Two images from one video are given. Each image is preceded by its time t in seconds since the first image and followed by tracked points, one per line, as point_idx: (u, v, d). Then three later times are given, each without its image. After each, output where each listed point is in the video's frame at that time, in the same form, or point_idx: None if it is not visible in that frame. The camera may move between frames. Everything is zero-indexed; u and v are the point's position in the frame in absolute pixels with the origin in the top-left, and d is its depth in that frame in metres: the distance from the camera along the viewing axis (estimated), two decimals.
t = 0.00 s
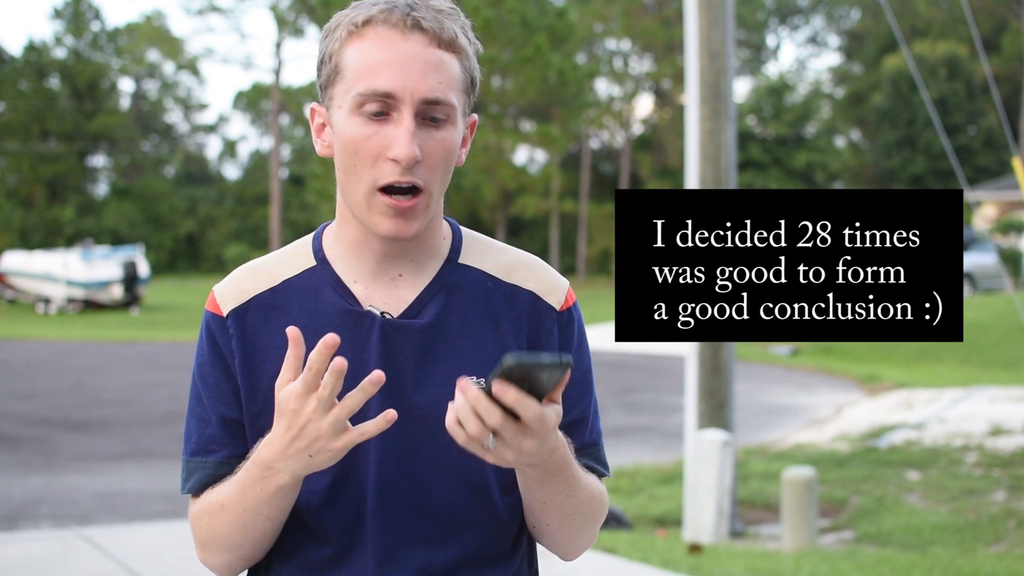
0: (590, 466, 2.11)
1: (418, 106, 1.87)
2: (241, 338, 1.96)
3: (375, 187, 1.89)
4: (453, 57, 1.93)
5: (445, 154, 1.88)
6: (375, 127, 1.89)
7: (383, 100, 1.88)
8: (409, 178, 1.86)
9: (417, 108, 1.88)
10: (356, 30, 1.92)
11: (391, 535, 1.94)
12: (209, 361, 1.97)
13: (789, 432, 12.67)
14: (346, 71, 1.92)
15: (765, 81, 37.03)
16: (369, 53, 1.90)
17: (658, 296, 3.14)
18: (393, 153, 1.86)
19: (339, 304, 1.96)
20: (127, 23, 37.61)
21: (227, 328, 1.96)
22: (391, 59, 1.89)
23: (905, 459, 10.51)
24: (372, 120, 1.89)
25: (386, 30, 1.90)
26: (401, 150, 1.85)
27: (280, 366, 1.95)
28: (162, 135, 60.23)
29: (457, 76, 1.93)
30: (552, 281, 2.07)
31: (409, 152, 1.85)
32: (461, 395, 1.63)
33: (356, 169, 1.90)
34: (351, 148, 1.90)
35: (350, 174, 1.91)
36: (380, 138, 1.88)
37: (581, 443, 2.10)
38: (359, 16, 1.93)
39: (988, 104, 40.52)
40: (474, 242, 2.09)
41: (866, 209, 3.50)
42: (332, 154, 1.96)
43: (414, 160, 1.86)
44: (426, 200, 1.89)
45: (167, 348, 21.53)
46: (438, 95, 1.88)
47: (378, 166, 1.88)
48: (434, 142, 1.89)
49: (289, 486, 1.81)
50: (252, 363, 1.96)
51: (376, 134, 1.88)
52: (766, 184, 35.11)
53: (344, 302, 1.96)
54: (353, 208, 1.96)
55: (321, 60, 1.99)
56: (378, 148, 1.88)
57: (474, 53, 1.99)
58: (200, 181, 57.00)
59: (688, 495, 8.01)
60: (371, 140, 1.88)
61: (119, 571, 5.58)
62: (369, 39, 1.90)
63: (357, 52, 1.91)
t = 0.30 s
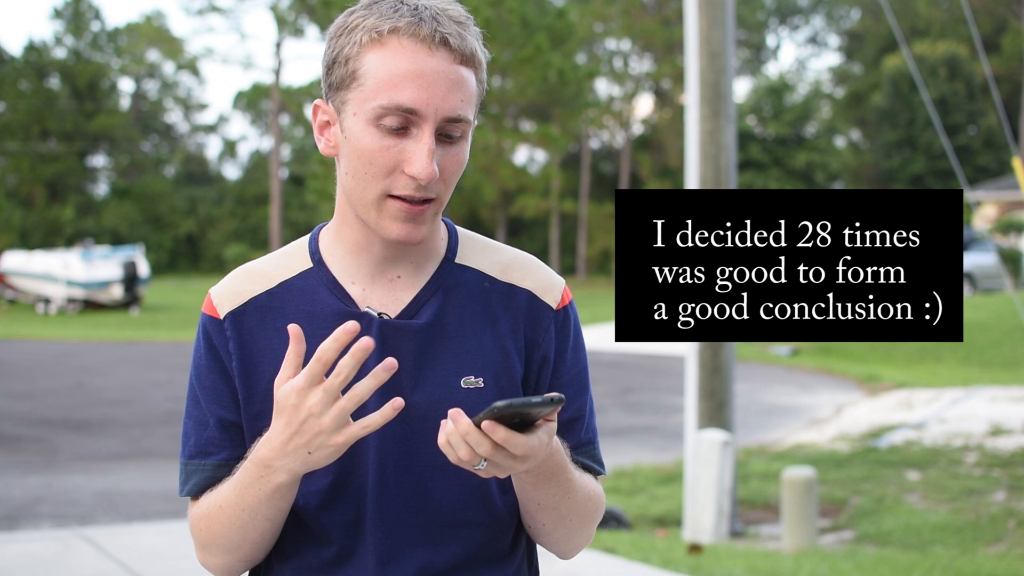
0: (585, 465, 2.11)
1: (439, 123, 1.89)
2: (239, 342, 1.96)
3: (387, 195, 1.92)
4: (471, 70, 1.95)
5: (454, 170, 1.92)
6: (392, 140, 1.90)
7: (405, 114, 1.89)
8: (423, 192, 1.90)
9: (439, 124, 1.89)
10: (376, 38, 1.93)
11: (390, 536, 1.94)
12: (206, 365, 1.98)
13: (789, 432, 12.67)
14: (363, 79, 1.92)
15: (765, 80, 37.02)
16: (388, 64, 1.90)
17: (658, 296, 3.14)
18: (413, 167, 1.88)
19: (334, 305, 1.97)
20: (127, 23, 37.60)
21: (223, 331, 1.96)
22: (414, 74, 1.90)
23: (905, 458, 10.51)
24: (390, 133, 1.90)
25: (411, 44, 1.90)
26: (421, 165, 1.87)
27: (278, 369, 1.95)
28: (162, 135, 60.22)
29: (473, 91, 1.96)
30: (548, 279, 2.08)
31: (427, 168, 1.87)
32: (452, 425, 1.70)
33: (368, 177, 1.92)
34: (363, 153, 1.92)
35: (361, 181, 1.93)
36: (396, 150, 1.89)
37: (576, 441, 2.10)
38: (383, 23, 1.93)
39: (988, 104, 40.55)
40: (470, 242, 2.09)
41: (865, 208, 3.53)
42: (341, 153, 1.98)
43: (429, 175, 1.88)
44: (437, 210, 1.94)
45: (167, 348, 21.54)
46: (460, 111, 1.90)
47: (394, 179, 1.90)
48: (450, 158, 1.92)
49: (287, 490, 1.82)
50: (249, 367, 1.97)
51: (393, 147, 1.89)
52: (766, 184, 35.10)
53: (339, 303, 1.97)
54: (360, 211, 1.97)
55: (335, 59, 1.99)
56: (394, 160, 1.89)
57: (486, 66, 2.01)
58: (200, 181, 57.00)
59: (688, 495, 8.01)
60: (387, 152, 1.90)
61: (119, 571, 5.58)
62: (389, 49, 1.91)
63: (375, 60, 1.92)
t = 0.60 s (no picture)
0: (583, 464, 2.11)
1: (441, 130, 1.89)
2: (236, 341, 1.96)
3: (388, 202, 1.92)
4: (474, 75, 1.95)
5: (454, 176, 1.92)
6: (394, 147, 1.90)
7: (406, 121, 1.89)
8: (424, 199, 1.90)
9: (441, 130, 1.89)
10: (379, 42, 1.92)
11: (387, 538, 1.94)
12: (204, 367, 1.98)
13: (790, 432, 12.67)
14: (366, 84, 1.92)
15: (766, 81, 37.01)
16: (391, 69, 1.90)
17: (658, 296, 3.14)
18: (414, 174, 1.88)
19: (332, 305, 1.97)
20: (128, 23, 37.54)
21: (222, 332, 1.96)
22: (417, 79, 1.89)
23: (904, 459, 10.50)
24: (393, 139, 1.90)
25: (413, 49, 1.90)
26: (422, 172, 1.87)
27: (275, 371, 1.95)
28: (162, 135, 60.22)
29: (475, 96, 1.95)
30: (545, 278, 2.08)
31: (430, 174, 1.87)
32: (446, 413, 1.71)
33: (368, 182, 1.92)
34: (361, 159, 1.92)
35: (361, 187, 1.93)
36: (399, 156, 1.89)
37: (573, 440, 2.10)
38: (385, 28, 1.93)
39: (988, 104, 40.56)
40: (468, 242, 2.09)
41: (863, 208, 3.52)
42: (340, 156, 1.98)
43: (431, 182, 1.89)
44: (436, 213, 1.93)
45: (167, 348, 21.54)
46: (462, 116, 1.90)
47: (394, 183, 1.90)
48: (450, 163, 1.93)
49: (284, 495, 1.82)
50: (247, 368, 1.97)
51: (395, 152, 1.90)
52: (766, 184, 35.12)
53: (337, 304, 1.97)
54: (357, 215, 1.98)
55: (335, 62, 1.99)
56: (397, 165, 1.90)
57: (486, 69, 2.00)
58: (200, 181, 56.96)
59: (688, 494, 8.02)
60: (390, 157, 1.90)
61: (120, 571, 5.58)
62: (391, 52, 1.91)
63: (378, 64, 1.91)
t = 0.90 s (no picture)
0: (582, 464, 2.11)
1: (415, 126, 1.89)
2: (234, 346, 1.97)
3: (369, 198, 1.92)
4: (450, 68, 1.94)
5: (439, 171, 1.92)
6: (372, 146, 1.90)
7: (379, 117, 1.90)
8: (405, 195, 1.90)
9: (415, 127, 1.89)
10: (351, 43, 1.93)
11: (385, 538, 1.95)
12: (203, 369, 1.99)
13: (790, 432, 12.67)
14: (342, 85, 1.94)
15: (766, 80, 37.02)
16: (363, 69, 1.91)
17: (658, 296, 3.14)
18: (391, 171, 1.88)
19: (328, 308, 1.97)
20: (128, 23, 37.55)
21: (219, 334, 1.98)
22: (388, 76, 1.90)
23: (904, 458, 10.50)
24: (370, 140, 1.90)
25: (383, 46, 1.91)
26: (398, 168, 1.88)
27: (274, 374, 1.95)
28: (162, 135, 60.20)
29: (453, 90, 1.94)
30: (544, 278, 2.08)
31: (406, 172, 1.88)
32: (445, 457, 1.71)
33: (350, 184, 1.92)
34: (342, 162, 1.93)
35: (342, 187, 1.94)
36: (374, 155, 1.90)
37: (573, 440, 2.10)
38: (356, 27, 1.93)
39: (988, 104, 40.59)
40: (465, 243, 2.09)
41: (864, 208, 3.53)
42: (326, 162, 1.99)
43: (411, 181, 1.89)
44: (421, 210, 1.93)
45: (167, 349, 21.53)
46: (438, 114, 1.90)
47: (372, 182, 1.91)
48: (430, 158, 1.92)
49: (287, 514, 1.85)
50: (245, 369, 1.97)
51: (373, 151, 1.90)
52: (766, 184, 35.15)
53: (333, 307, 1.97)
54: (345, 218, 1.98)
55: (315, 64, 2.00)
56: (374, 167, 1.90)
57: (466, 60, 1.99)
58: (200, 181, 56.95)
59: (688, 494, 8.01)
60: (367, 157, 1.91)
61: (120, 571, 5.58)
62: (363, 53, 1.91)
63: (351, 65, 1.92)
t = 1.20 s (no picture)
0: (583, 461, 2.11)
1: (388, 108, 1.93)
2: (232, 349, 1.98)
3: (355, 189, 1.93)
4: (421, 54, 1.97)
5: (420, 152, 1.93)
6: (348, 134, 1.94)
7: (351, 104, 1.94)
8: (384, 184, 1.92)
9: (388, 109, 1.94)
10: (319, 40, 1.97)
11: (384, 535, 1.95)
12: (202, 372, 2.01)
13: (789, 432, 12.68)
14: (315, 79, 1.98)
15: (766, 81, 37.03)
16: (331, 60, 1.96)
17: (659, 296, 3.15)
18: (367, 156, 1.91)
19: (327, 308, 1.97)
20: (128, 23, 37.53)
21: (218, 338, 1.99)
22: (355, 62, 1.95)
23: (904, 459, 10.51)
24: (344, 129, 1.95)
25: (348, 36, 1.96)
26: (374, 152, 1.91)
27: (275, 374, 1.96)
28: (162, 135, 60.21)
29: (426, 73, 1.98)
30: (544, 275, 2.08)
31: (382, 153, 1.90)
32: (447, 444, 1.71)
33: (333, 173, 1.95)
34: (324, 154, 1.95)
35: (325, 178, 1.96)
36: (352, 144, 1.93)
37: (574, 436, 2.11)
38: (322, 23, 1.97)
39: (988, 104, 40.64)
40: (464, 240, 2.09)
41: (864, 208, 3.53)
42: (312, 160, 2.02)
43: (391, 161, 1.91)
44: (405, 199, 1.94)
45: (167, 348, 21.54)
46: (410, 94, 1.94)
47: (354, 172, 1.93)
48: (406, 143, 1.93)
49: (276, 485, 1.81)
50: (243, 371, 1.98)
51: (348, 140, 1.94)
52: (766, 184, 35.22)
53: (332, 307, 1.97)
54: (331, 212, 2.00)
55: (293, 65, 2.04)
56: (353, 154, 1.93)
57: (440, 45, 2.02)
58: (200, 181, 56.98)
59: (688, 493, 8.02)
60: (345, 146, 1.94)
61: (120, 572, 5.58)
62: (332, 47, 1.96)
63: (322, 59, 1.97)
